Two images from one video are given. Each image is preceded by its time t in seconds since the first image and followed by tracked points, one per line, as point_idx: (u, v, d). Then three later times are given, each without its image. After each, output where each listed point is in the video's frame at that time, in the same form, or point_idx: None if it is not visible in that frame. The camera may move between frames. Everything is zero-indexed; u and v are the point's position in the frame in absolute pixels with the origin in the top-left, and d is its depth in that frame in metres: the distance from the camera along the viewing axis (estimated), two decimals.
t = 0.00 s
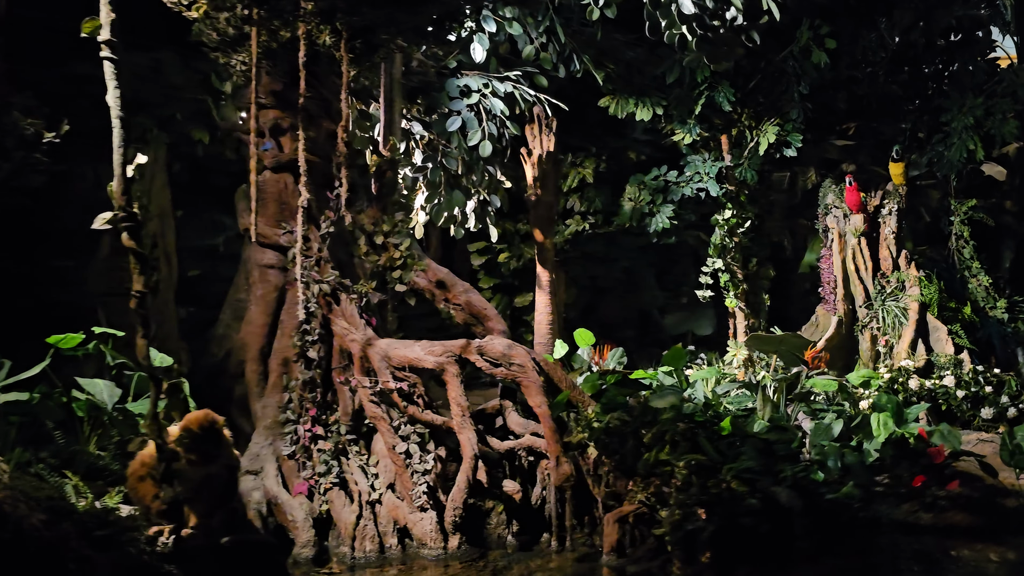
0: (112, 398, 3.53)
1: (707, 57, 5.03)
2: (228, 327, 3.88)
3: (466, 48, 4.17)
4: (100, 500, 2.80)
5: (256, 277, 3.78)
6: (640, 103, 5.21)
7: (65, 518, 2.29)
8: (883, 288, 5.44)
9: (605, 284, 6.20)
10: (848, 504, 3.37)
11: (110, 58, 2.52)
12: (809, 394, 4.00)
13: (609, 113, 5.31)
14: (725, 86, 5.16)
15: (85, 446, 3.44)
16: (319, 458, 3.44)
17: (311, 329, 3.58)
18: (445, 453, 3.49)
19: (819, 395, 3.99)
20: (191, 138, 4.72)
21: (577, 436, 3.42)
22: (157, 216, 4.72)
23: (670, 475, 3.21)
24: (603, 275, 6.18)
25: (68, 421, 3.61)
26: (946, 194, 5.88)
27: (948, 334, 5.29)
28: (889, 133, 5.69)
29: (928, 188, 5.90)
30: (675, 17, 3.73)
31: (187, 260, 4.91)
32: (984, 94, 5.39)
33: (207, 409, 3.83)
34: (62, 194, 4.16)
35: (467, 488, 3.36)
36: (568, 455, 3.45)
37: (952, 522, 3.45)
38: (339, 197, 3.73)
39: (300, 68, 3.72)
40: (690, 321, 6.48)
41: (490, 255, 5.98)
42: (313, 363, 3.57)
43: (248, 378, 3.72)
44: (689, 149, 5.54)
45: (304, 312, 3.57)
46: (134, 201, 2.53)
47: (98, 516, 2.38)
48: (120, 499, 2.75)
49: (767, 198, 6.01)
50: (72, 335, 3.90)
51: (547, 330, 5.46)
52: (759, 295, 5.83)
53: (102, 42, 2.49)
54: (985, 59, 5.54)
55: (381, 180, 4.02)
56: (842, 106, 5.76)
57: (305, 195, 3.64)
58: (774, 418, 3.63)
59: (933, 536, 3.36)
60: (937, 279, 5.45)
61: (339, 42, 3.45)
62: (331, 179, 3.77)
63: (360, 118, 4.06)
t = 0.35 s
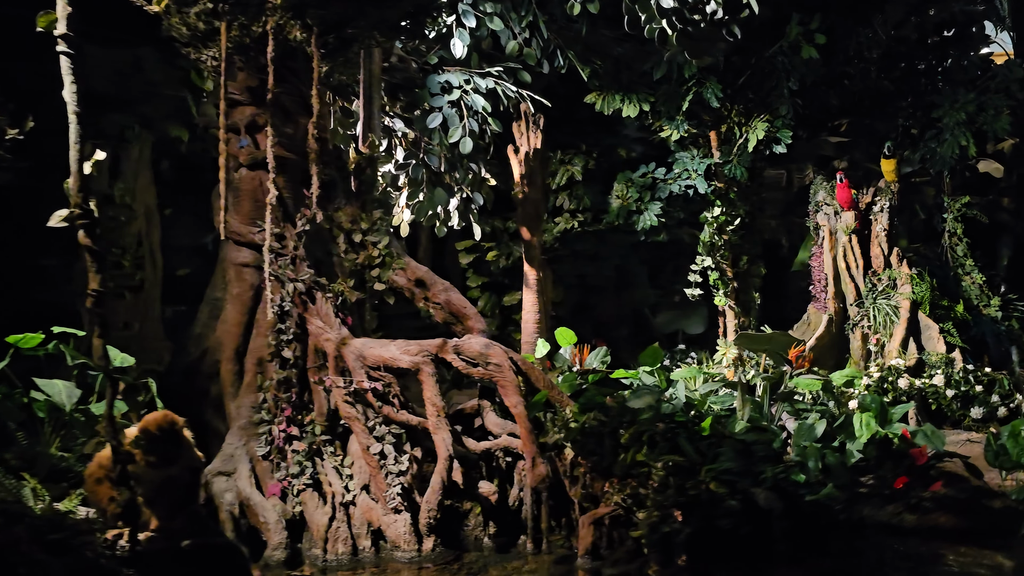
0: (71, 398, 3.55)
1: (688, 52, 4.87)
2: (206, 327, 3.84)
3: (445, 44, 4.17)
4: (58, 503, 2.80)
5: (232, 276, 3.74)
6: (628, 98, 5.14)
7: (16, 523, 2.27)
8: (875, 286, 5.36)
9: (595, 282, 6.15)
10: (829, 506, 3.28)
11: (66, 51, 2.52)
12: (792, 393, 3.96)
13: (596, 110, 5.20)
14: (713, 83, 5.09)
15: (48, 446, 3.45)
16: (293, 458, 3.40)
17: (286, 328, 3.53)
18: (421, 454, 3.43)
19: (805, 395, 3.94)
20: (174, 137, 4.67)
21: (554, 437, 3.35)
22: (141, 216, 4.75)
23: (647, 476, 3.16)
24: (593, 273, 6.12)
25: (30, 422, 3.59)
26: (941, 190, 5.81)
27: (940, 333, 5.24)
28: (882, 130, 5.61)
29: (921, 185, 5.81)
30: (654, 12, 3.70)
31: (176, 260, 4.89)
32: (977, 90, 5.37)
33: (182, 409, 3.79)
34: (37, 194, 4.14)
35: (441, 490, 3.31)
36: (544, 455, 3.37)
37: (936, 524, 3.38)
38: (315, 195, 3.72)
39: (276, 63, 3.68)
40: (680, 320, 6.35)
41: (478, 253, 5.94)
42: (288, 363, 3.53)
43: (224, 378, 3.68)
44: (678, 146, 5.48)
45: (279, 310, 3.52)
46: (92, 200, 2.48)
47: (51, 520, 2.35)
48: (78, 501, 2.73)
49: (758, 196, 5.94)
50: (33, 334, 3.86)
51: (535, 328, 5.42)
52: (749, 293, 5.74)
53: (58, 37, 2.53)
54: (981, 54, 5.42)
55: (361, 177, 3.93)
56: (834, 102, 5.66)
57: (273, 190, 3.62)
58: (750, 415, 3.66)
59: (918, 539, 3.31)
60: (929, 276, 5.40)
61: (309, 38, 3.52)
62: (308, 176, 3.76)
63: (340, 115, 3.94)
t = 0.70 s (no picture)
0: (24, 399, 3.57)
1: (666, 47, 4.76)
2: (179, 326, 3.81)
3: (424, 39, 4.12)
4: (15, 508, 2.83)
5: (205, 274, 3.71)
6: (613, 95, 5.06)
7: None
8: (865, 284, 5.31)
9: (584, 281, 6.11)
10: (807, 509, 3.28)
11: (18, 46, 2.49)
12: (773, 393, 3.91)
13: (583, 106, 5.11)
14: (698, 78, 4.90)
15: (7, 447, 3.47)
16: (264, 459, 3.35)
17: (258, 327, 3.48)
18: (394, 455, 3.40)
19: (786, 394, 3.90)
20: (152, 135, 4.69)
21: (528, 438, 3.30)
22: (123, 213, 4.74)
23: (621, 478, 3.10)
24: (582, 272, 6.09)
25: None
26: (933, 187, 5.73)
27: (930, 332, 5.15)
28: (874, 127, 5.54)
29: (912, 183, 5.77)
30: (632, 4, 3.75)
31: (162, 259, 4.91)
32: (968, 85, 5.32)
33: (158, 409, 3.76)
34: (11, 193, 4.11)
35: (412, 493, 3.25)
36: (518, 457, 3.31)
37: (917, 527, 3.29)
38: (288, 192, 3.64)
39: (249, 59, 3.65)
40: (671, 318, 6.30)
41: (465, 252, 5.88)
42: (261, 362, 3.47)
43: (196, 377, 3.63)
44: (665, 143, 5.41)
45: (252, 310, 3.48)
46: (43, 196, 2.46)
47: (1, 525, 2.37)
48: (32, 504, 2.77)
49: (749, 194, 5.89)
50: None
51: (520, 327, 5.34)
52: (737, 292, 5.69)
53: (9, 30, 2.47)
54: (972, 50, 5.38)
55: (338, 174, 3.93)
56: (825, 99, 5.60)
57: (238, 190, 3.55)
58: (728, 416, 3.59)
59: (896, 542, 3.24)
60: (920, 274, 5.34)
61: (278, 32, 3.45)
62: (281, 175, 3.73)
63: (320, 114, 3.99)
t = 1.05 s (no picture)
0: None
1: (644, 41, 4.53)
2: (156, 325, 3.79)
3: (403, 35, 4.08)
4: None
5: (180, 272, 3.67)
6: (599, 91, 5.02)
7: None
8: (855, 281, 5.23)
9: (573, 278, 6.08)
10: (786, 509, 3.22)
11: None
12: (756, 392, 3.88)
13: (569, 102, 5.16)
14: (684, 76, 4.78)
15: None
16: (237, 459, 3.32)
17: (231, 326, 3.47)
18: (368, 454, 3.37)
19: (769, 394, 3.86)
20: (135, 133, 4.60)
21: (502, 437, 3.24)
22: (107, 211, 4.71)
23: (596, 478, 3.07)
24: (571, 269, 6.06)
25: None
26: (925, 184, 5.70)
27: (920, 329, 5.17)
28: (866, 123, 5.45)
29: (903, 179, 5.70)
30: None
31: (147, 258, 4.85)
32: (959, 82, 5.16)
33: (134, 407, 3.73)
34: None
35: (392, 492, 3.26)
36: (492, 457, 3.28)
37: (899, 527, 3.28)
38: (264, 190, 3.64)
39: (229, 57, 3.61)
40: (661, 316, 6.28)
41: (452, 250, 5.85)
42: (235, 361, 3.46)
43: (171, 376, 3.59)
44: (653, 139, 5.39)
45: (224, 307, 3.47)
46: None
47: None
48: None
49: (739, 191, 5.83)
50: None
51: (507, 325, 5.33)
52: (727, 289, 5.59)
53: None
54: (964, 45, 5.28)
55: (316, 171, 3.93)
56: (815, 94, 5.57)
57: (206, 185, 3.57)
58: (705, 416, 3.51)
59: (878, 542, 3.23)
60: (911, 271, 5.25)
61: (248, 26, 3.41)
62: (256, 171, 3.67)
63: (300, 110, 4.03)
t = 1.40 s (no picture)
0: None
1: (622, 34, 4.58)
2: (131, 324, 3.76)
3: (382, 30, 4.00)
4: None
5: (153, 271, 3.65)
6: (583, 87, 4.99)
7: None
8: (844, 279, 5.21)
9: (562, 276, 6.02)
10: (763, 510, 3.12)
11: None
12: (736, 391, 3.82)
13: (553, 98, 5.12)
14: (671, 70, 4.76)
15: None
16: (207, 459, 3.28)
17: (204, 324, 3.44)
18: (340, 454, 3.32)
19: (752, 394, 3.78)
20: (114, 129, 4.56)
21: (475, 437, 3.21)
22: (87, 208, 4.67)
23: (569, 479, 3.07)
24: (559, 266, 6.01)
25: None
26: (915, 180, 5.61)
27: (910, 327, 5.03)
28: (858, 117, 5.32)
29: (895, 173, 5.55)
30: None
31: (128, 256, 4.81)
32: (950, 76, 5.14)
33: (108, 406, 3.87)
34: None
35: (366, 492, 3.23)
36: (465, 457, 3.24)
37: (879, 529, 3.18)
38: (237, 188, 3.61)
39: (204, 51, 3.58)
40: (654, 314, 6.02)
41: (439, 247, 5.82)
42: (208, 360, 3.42)
43: (143, 375, 3.56)
44: (641, 135, 5.37)
45: (196, 306, 3.43)
46: None
47: None
48: None
49: (729, 187, 5.77)
50: None
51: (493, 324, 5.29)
52: (717, 287, 5.53)
53: None
54: (957, 39, 5.20)
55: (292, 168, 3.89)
56: (806, 89, 5.39)
57: (168, 182, 3.51)
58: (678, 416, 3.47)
59: (857, 544, 3.14)
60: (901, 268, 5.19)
61: (213, 21, 3.43)
62: (231, 168, 3.62)
63: (280, 105, 3.93)
